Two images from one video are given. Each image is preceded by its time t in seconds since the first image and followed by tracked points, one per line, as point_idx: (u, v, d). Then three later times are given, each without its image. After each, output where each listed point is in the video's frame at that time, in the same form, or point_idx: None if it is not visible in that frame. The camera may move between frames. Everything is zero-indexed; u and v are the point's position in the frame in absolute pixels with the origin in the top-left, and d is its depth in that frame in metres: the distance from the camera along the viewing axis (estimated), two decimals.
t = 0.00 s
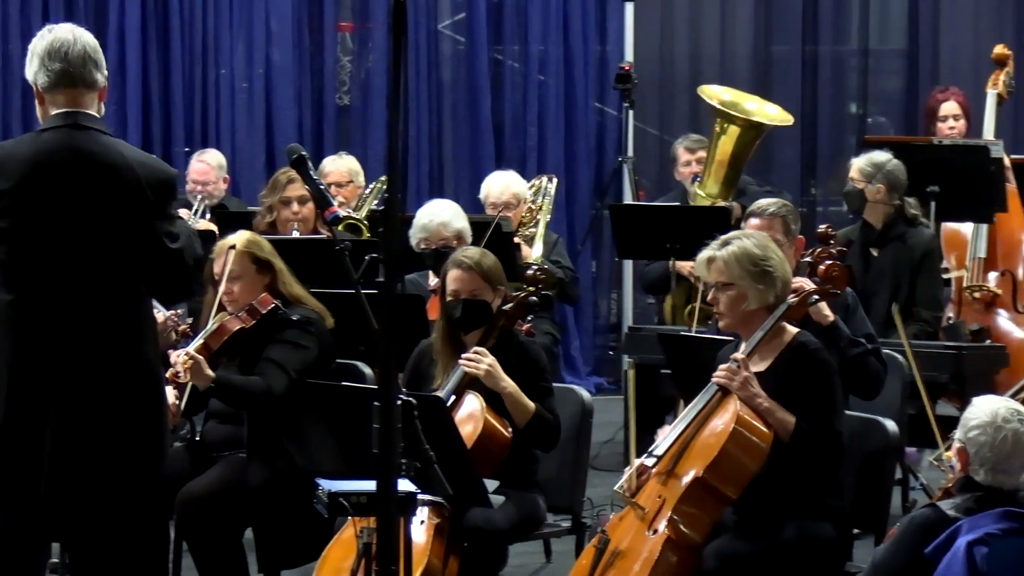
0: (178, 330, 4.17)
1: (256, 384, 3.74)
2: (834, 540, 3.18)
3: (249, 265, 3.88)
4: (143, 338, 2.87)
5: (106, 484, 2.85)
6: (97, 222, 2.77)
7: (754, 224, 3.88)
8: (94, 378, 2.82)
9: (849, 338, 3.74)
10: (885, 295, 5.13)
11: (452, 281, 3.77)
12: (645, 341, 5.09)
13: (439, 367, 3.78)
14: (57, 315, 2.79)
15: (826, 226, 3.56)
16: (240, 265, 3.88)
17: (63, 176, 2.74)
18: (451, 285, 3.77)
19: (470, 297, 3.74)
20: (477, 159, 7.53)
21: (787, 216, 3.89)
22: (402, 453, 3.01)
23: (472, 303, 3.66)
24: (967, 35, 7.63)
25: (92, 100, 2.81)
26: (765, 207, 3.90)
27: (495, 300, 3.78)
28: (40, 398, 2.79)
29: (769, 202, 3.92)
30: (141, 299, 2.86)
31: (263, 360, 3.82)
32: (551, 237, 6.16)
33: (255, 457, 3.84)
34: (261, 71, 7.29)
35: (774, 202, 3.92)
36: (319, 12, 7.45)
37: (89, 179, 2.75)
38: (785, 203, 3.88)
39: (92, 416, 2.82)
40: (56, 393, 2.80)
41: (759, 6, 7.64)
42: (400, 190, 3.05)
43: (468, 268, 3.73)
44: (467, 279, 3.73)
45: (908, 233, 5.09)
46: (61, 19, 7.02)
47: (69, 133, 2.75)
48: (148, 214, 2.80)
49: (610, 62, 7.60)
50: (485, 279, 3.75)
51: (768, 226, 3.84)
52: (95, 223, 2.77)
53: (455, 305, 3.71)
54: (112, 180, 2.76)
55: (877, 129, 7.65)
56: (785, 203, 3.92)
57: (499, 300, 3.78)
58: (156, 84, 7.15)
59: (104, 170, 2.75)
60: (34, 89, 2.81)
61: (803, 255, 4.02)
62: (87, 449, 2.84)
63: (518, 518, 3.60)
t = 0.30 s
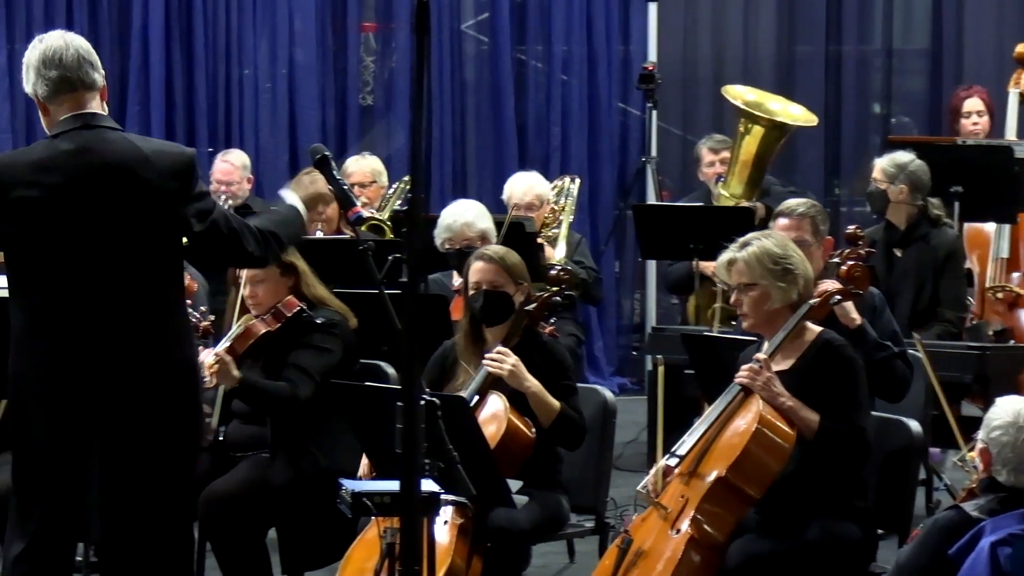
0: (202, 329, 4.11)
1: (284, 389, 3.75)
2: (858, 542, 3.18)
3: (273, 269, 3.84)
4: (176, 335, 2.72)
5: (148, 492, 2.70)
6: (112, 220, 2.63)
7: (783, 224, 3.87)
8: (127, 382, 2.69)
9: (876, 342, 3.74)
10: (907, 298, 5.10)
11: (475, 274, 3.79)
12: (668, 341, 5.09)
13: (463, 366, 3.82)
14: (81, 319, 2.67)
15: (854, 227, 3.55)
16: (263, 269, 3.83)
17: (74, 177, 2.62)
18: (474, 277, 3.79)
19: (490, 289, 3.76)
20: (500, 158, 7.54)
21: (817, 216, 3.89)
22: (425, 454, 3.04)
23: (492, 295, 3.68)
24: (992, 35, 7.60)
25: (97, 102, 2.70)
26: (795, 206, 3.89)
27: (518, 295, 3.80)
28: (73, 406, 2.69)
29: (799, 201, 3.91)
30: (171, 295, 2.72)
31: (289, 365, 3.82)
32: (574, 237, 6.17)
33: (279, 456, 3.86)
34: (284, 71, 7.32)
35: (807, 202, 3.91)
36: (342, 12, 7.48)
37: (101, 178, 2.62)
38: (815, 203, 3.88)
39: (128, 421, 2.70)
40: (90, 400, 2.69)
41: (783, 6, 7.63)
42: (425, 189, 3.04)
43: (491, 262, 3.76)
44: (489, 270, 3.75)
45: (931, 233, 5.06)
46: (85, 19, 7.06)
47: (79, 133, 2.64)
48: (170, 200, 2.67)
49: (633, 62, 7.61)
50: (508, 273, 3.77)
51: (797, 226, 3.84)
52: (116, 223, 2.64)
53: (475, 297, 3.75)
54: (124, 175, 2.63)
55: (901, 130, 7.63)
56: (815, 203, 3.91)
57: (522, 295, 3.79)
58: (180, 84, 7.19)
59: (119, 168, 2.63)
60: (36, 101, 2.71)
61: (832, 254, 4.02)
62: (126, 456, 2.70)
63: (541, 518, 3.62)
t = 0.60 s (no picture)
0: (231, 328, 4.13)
1: (313, 393, 3.79)
2: (886, 543, 3.19)
3: (298, 271, 3.89)
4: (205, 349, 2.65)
5: (177, 509, 2.64)
6: (136, 231, 2.52)
7: (821, 225, 3.87)
8: (154, 399, 2.60)
9: (910, 346, 3.78)
10: (934, 298, 5.14)
11: (504, 271, 3.78)
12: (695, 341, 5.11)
13: (489, 363, 3.84)
14: (109, 337, 2.57)
15: (890, 229, 3.57)
16: (288, 270, 3.88)
17: (100, 192, 2.50)
18: (502, 275, 3.78)
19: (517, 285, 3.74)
20: (527, 159, 7.57)
21: (855, 217, 3.89)
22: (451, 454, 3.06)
23: (520, 293, 3.61)
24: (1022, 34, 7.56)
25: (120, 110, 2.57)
26: (833, 208, 3.89)
27: (545, 295, 3.80)
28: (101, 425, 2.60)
29: (836, 202, 3.91)
30: (194, 305, 2.62)
31: (317, 371, 3.85)
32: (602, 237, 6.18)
33: (306, 457, 3.87)
34: (312, 72, 7.37)
35: (845, 202, 3.92)
36: (370, 13, 7.51)
37: (129, 189, 2.50)
38: (854, 205, 3.87)
39: (157, 438, 2.61)
40: (118, 418, 2.60)
41: (811, 6, 7.63)
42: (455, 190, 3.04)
43: (521, 260, 3.76)
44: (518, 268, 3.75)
45: (959, 234, 5.10)
46: (113, 19, 7.13)
47: (103, 144, 2.51)
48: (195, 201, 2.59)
49: (661, 62, 7.61)
50: (536, 272, 3.77)
51: (836, 228, 3.84)
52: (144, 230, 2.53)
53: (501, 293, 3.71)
54: (152, 184, 2.52)
55: (930, 130, 7.61)
56: (853, 204, 3.91)
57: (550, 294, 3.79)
58: (207, 87, 7.26)
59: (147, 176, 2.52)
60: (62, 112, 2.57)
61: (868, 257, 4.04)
62: (156, 474, 2.62)
63: (569, 519, 3.64)
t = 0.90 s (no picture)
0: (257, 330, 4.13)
1: (339, 387, 3.77)
2: (918, 543, 3.20)
3: (330, 270, 3.92)
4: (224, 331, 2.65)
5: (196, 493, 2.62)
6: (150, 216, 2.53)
7: (860, 224, 3.89)
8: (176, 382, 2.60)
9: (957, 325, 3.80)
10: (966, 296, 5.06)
11: (531, 270, 3.83)
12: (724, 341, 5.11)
13: (519, 363, 3.86)
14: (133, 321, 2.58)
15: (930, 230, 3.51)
16: (320, 268, 3.91)
17: (117, 176, 2.51)
18: (529, 273, 3.83)
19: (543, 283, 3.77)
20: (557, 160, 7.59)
21: (894, 217, 3.91)
22: (482, 454, 3.09)
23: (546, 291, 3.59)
24: None
25: (147, 99, 2.56)
26: (873, 208, 3.91)
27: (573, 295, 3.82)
28: (120, 411, 2.59)
29: (877, 203, 3.93)
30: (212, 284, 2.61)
31: (345, 363, 3.85)
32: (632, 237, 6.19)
33: (337, 458, 3.91)
34: (342, 72, 7.42)
35: (886, 204, 3.93)
36: (399, 11, 7.54)
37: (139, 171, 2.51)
38: (894, 204, 3.89)
39: (180, 429, 2.61)
40: (138, 404, 2.60)
41: (842, 6, 7.62)
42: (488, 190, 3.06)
43: (549, 260, 3.81)
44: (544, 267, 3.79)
45: (989, 234, 5.07)
46: (144, 19, 7.21)
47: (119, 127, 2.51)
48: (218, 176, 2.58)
49: (691, 62, 7.62)
50: (566, 273, 3.80)
51: (874, 227, 3.85)
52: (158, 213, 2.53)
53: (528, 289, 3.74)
54: (167, 164, 2.52)
55: (960, 130, 7.58)
56: (893, 205, 3.93)
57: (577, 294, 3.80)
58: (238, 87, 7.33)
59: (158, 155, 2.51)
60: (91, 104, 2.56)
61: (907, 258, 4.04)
62: (176, 457, 2.62)
63: (598, 518, 3.65)
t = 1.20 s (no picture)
0: (283, 329, 4.12)
1: (363, 377, 3.79)
2: (951, 544, 3.18)
3: (360, 264, 3.98)
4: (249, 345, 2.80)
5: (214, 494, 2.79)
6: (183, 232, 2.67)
7: (892, 224, 3.90)
8: (200, 389, 2.74)
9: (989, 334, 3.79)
10: (995, 298, 5.08)
11: (564, 271, 3.85)
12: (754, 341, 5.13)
13: (551, 362, 3.89)
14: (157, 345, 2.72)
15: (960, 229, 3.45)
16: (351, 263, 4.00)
17: (152, 191, 2.65)
18: (562, 273, 3.85)
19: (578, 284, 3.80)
20: (587, 161, 7.62)
21: (926, 218, 3.91)
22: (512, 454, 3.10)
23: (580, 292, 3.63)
24: None
25: (169, 109, 2.72)
26: (904, 208, 3.91)
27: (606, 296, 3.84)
28: (147, 414, 2.74)
29: (909, 203, 3.94)
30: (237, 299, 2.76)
31: (373, 356, 3.87)
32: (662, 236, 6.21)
33: (368, 458, 3.94)
34: (372, 72, 7.46)
35: (919, 203, 3.93)
36: (429, 12, 7.59)
37: (176, 188, 2.65)
38: (925, 205, 3.89)
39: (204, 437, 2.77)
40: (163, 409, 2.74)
41: (872, 5, 7.61)
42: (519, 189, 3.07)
43: (582, 260, 3.83)
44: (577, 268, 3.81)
45: (1019, 234, 5.07)
46: (174, 19, 7.27)
47: (150, 142, 2.66)
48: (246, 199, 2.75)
49: (721, 62, 7.63)
50: (599, 273, 3.82)
51: (906, 228, 3.86)
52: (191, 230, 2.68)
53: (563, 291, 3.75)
54: (202, 184, 2.67)
55: (991, 130, 7.59)
56: (925, 205, 3.93)
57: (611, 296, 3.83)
58: (268, 87, 7.39)
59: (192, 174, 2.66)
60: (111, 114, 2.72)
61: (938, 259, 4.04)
62: (200, 459, 2.78)
63: (627, 518, 3.68)
